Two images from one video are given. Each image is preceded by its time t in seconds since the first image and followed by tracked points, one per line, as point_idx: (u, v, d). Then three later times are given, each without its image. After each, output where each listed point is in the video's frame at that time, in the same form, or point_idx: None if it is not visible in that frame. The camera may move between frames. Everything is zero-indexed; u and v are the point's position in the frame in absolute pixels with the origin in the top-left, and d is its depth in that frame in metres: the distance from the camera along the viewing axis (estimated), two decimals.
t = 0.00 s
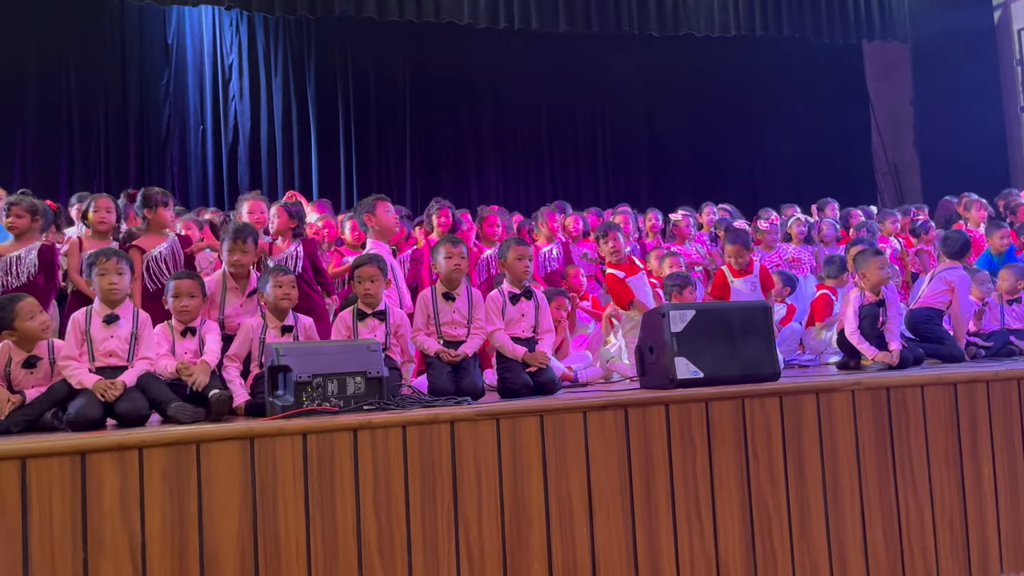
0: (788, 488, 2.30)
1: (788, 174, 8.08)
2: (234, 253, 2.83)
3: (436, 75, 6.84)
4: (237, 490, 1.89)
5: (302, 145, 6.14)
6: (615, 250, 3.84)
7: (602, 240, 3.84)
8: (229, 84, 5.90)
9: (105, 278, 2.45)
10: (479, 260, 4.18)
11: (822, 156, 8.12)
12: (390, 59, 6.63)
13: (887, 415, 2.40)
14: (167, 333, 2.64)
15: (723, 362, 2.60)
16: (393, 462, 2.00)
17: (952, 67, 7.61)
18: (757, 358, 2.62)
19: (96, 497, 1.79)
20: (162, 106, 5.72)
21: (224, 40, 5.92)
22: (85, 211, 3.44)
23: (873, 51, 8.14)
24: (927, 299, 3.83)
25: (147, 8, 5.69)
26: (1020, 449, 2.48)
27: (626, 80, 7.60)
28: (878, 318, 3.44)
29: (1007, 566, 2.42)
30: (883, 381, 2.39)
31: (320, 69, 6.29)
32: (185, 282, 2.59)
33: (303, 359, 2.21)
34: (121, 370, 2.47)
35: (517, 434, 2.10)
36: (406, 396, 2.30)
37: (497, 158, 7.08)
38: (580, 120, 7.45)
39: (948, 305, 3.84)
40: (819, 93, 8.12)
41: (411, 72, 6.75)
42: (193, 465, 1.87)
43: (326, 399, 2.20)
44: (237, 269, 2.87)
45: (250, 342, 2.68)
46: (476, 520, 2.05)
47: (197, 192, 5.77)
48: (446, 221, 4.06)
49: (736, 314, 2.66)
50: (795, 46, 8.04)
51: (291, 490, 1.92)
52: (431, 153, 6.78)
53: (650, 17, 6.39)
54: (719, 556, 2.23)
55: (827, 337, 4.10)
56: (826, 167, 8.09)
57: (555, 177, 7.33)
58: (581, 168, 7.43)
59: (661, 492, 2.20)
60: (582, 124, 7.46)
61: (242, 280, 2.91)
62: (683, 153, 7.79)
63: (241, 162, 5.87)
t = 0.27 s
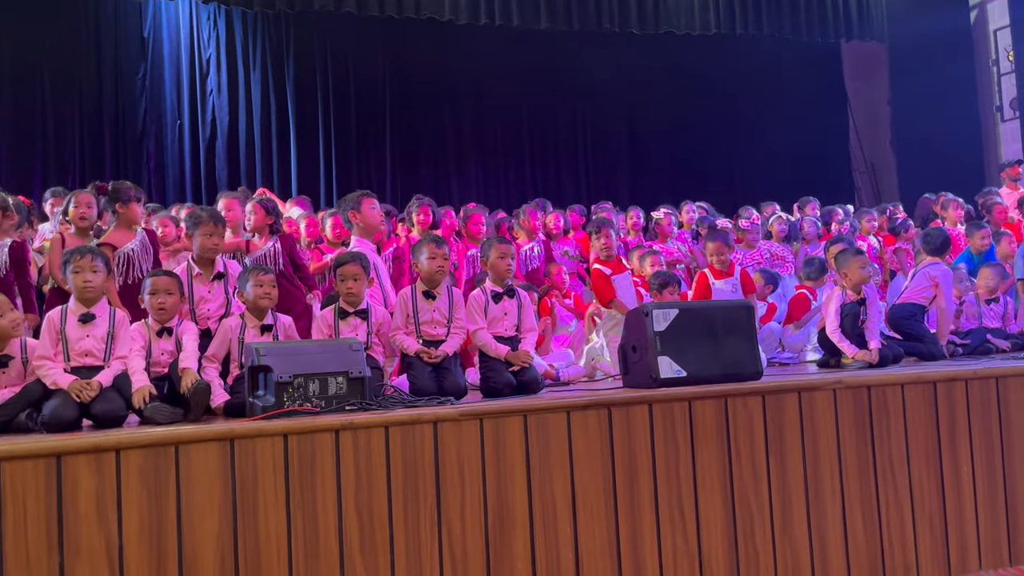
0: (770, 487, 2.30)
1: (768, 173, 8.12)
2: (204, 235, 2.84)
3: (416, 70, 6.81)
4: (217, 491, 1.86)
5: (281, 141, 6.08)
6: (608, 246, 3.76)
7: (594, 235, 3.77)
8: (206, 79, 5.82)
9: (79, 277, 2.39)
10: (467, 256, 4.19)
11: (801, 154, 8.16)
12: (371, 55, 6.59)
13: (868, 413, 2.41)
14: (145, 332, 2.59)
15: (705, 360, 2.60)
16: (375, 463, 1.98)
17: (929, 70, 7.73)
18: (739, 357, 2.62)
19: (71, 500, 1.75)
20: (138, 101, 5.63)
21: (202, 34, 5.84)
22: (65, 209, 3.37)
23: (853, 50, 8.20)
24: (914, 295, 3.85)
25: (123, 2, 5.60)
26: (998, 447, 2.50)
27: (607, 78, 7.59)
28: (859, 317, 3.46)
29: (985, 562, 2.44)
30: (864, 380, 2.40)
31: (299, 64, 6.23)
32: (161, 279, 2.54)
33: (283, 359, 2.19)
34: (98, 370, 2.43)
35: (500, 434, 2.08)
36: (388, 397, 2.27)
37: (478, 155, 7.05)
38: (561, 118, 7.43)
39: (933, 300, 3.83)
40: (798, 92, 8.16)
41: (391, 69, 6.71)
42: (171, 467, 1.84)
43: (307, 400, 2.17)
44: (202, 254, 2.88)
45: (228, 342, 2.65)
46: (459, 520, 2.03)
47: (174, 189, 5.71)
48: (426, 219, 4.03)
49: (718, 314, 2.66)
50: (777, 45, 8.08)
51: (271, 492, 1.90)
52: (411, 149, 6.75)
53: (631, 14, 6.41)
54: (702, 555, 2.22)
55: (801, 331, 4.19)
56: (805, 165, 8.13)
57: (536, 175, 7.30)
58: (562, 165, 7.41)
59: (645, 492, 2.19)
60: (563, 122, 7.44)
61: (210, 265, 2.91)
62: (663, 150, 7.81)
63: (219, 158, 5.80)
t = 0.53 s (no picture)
0: (760, 486, 2.30)
1: (755, 171, 8.13)
2: (195, 250, 2.74)
3: (404, 66, 6.77)
4: (203, 492, 1.83)
5: (267, 138, 6.03)
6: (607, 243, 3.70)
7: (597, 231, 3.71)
8: (191, 75, 5.75)
9: (62, 275, 2.36)
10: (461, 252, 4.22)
11: (790, 151, 8.16)
12: (358, 51, 6.55)
13: (857, 411, 2.41)
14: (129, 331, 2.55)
15: (694, 359, 2.59)
16: (363, 463, 1.96)
17: (914, 69, 7.78)
18: (728, 355, 2.62)
19: (56, 502, 1.72)
20: (123, 96, 5.55)
21: (187, 29, 5.77)
22: (46, 204, 3.37)
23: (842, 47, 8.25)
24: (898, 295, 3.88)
25: None
26: (985, 446, 2.50)
27: (595, 75, 7.59)
28: (847, 315, 3.46)
29: (973, 560, 2.45)
30: (853, 379, 2.40)
31: (285, 59, 6.18)
32: (146, 278, 2.49)
33: (270, 358, 2.16)
34: (81, 369, 2.39)
35: (489, 433, 2.07)
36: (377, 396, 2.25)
37: (466, 153, 7.02)
38: (548, 116, 7.41)
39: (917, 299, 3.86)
40: (785, 90, 8.18)
41: (378, 64, 6.67)
42: (157, 467, 1.81)
43: (295, 399, 2.15)
44: (189, 269, 2.79)
45: (214, 341, 2.61)
46: (449, 521, 2.01)
47: (159, 185, 5.63)
48: (415, 217, 4.00)
49: (707, 312, 2.65)
50: (764, 43, 8.10)
51: (258, 492, 1.87)
52: (398, 146, 6.72)
53: (619, 12, 6.44)
54: (692, 555, 2.21)
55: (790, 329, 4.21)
56: (792, 163, 8.16)
57: (524, 172, 7.28)
58: (550, 162, 7.38)
59: (635, 492, 2.18)
60: (551, 119, 7.42)
61: (198, 278, 2.83)
62: (650, 148, 7.81)
63: (204, 154, 5.74)
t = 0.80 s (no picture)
0: (743, 483, 2.30)
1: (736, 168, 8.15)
2: (178, 287, 2.64)
3: (385, 61, 6.73)
4: (182, 492, 1.81)
5: (247, 132, 5.96)
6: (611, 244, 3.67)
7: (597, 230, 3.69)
8: (169, 68, 5.68)
9: (35, 273, 2.31)
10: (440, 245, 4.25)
11: (770, 149, 8.22)
12: (339, 46, 6.50)
13: (839, 408, 2.42)
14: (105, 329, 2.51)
15: (677, 357, 2.59)
16: (345, 462, 1.94)
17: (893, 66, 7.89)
18: (711, 352, 2.62)
19: (30, 503, 1.69)
20: (98, 90, 5.46)
21: (164, 21, 5.69)
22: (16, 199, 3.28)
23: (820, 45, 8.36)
24: (875, 292, 3.90)
25: None
26: (965, 442, 2.52)
27: (577, 71, 7.58)
28: (829, 312, 3.48)
29: (953, 556, 2.46)
30: (835, 375, 2.41)
31: (265, 53, 6.11)
32: (123, 276, 2.45)
33: (251, 356, 2.14)
34: (55, 367, 2.35)
35: (472, 432, 2.05)
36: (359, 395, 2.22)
37: (448, 148, 6.99)
38: (530, 111, 7.38)
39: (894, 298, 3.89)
40: (766, 88, 8.20)
41: (360, 59, 6.62)
42: (134, 468, 1.78)
43: (275, 398, 2.12)
44: (171, 305, 2.66)
45: (192, 339, 2.57)
46: (431, 520, 1.99)
47: (136, 180, 5.55)
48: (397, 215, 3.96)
49: (691, 309, 2.65)
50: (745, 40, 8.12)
51: (238, 491, 1.85)
52: (379, 140, 6.67)
53: (602, 8, 6.56)
54: (675, 553, 2.21)
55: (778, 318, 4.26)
56: (772, 160, 8.20)
57: (506, 168, 7.25)
58: (532, 158, 7.36)
59: (618, 490, 2.18)
60: (533, 115, 7.39)
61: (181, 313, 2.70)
62: (632, 144, 7.81)
63: (183, 149, 5.67)
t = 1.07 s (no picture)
0: (721, 479, 2.31)
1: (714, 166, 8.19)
2: (150, 278, 2.59)
3: (364, 57, 6.69)
4: (156, 493, 1.78)
5: (223, 128, 5.91)
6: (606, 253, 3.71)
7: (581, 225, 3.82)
8: (143, 62, 5.60)
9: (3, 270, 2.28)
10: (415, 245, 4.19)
11: (746, 147, 8.28)
12: (316, 41, 6.45)
13: (816, 405, 2.43)
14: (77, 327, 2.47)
15: (656, 354, 2.60)
16: (322, 461, 1.92)
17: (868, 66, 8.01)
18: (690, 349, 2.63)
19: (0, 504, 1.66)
20: (71, 85, 5.38)
21: (139, 15, 5.61)
22: None
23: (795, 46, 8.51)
24: (852, 289, 3.91)
25: None
26: (939, 437, 2.55)
27: (557, 68, 7.57)
28: (806, 309, 3.50)
29: (927, 549, 2.49)
30: (812, 372, 2.42)
31: (241, 48, 6.06)
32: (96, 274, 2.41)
33: (226, 355, 2.11)
34: (25, 366, 2.32)
35: (451, 430, 2.04)
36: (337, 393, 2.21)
37: (427, 145, 6.96)
38: (509, 108, 7.37)
39: (867, 297, 3.92)
40: (743, 86, 8.25)
41: (338, 55, 6.58)
42: (107, 468, 1.75)
43: (251, 397, 2.10)
44: (143, 297, 2.62)
45: (167, 338, 2.54)
46: (410, 519, 1.98)
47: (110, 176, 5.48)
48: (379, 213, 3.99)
49: (670, 307, 2.66)
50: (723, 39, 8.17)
51: (214, 491, 1.83)
52: (357, 137, 6.63)
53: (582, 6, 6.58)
54: (654, 550, 2.21)
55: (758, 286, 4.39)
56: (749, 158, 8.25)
57: (485, 165, 7.23)
58: (511, 156, 7.34)
59: (597, 487, 2.18)
60: (512, 112, 7.38)
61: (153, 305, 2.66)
62: (612, 141, 7.81)
63: (157, 145, 5.61)
